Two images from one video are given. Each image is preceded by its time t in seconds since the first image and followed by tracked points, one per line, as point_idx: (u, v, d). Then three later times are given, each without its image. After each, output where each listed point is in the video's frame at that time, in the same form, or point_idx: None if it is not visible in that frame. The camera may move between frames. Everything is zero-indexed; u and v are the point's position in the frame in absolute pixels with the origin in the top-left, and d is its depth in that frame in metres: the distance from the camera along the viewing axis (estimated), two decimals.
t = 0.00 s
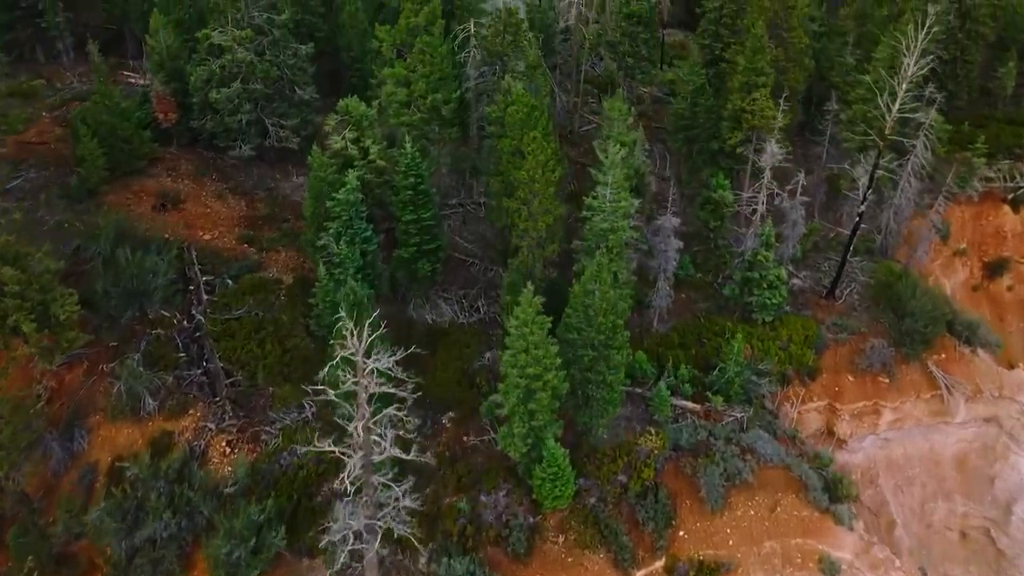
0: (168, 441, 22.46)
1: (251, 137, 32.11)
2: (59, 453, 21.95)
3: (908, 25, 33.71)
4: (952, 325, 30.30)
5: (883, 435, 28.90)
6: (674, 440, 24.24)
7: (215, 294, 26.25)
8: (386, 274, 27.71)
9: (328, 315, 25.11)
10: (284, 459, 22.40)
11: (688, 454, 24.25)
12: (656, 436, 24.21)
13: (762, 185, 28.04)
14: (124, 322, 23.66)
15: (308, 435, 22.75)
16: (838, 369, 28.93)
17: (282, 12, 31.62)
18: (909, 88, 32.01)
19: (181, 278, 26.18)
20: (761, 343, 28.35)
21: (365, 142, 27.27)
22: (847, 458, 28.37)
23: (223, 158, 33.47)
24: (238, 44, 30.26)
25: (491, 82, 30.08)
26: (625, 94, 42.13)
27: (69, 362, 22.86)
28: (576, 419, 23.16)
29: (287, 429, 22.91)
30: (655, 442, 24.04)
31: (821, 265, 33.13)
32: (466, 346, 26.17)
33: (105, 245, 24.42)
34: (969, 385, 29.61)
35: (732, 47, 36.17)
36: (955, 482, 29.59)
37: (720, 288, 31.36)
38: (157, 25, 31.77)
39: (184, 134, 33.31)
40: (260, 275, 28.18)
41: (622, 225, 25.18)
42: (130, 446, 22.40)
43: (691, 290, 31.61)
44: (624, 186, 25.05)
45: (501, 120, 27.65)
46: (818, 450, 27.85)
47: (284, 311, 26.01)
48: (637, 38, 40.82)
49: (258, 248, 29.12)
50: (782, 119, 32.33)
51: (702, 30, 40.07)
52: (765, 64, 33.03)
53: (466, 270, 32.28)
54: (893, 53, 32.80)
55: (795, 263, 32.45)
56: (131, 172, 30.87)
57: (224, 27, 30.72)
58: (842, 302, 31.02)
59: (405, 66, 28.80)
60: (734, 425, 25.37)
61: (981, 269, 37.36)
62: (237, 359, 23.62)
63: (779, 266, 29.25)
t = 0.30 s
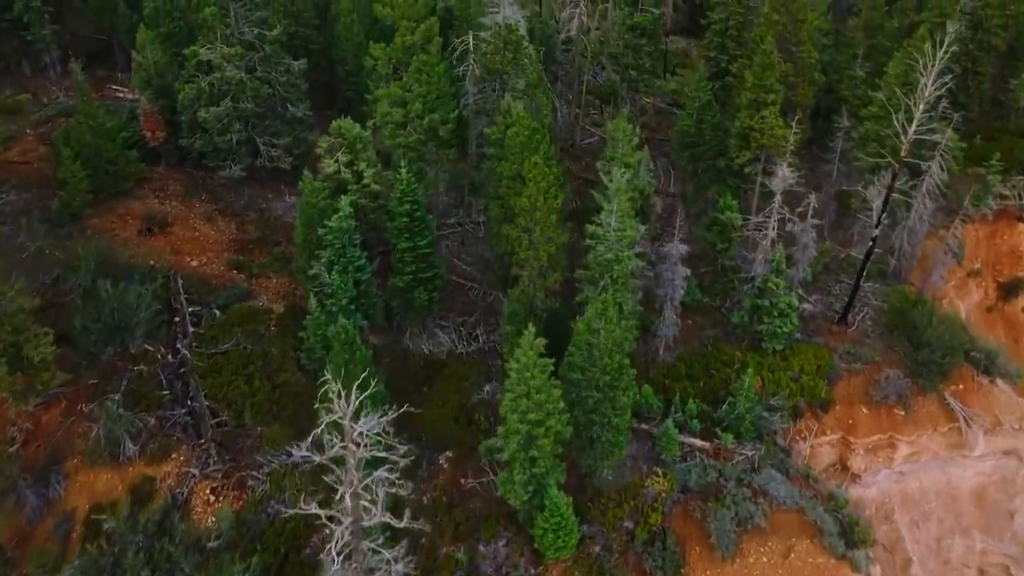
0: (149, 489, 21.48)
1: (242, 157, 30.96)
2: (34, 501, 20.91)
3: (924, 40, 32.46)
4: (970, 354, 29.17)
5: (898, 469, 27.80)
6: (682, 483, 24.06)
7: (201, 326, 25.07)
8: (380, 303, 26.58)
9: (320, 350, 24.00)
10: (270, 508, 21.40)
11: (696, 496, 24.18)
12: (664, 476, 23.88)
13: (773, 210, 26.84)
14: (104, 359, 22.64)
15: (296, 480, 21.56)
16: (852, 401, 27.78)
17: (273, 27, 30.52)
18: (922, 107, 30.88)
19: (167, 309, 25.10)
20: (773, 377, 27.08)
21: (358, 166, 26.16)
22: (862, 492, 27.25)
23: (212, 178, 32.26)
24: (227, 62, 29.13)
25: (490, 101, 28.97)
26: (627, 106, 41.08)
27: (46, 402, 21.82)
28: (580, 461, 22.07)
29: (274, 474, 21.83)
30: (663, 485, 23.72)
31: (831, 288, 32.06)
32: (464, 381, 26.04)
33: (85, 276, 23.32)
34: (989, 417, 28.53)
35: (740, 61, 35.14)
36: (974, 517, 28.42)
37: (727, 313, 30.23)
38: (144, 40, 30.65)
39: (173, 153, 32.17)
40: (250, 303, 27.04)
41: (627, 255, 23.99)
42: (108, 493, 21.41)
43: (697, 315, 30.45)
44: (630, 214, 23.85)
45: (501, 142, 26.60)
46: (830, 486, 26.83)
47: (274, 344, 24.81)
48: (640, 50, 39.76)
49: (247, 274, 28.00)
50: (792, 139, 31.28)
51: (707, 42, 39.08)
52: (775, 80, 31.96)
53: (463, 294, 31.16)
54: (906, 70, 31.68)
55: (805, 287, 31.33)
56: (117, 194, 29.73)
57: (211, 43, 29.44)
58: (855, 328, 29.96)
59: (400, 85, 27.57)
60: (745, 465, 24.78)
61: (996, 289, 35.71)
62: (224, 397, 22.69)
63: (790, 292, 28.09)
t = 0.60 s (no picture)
0: (125, 554, 20.70)
1: (230, 185, 29.63)
2: (3, 565, 20.17)
3: (942, 62, 30.96)
4: (993, 393, 28.05)
5: (917, 514, 26.67)
6: (694, 541, 23.76)
7: (185, 370, 23.84)
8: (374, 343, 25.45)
9: (311, 396, 22.86)
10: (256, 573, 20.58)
11: (707, 555, 23.85)
12: (674, 534, 23.34)
13: (786, 246, 25.50)
14: (80, 412, 21.73)
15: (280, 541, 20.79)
16: (869, 444, 26.67)
17: (264, 50, 29.31)
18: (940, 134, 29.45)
19: (149, 352, 23.59)
20: (786, 419, 25.95)
21: (351, 200, 24.83)
22: (879, 538, 26.37)
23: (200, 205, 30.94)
24: (214, 89, 27.89)
25: (489, 128, 27.73)
26: (631, 124, 39.87)
27: (20, 458, 21.12)
28: (585, 518, 20.88)
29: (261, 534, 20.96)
30: (673, 542, 23.20)
31: (844, 319, 30.90)
32: (461, 425, 25.22)
33: (60, 321, 22.06)
34: (1012, 460, 27.43)
35: (748, 82, 33.84)
36: (995, 563, 27.30)
37: (737, 348, 28.92)
38: (129, 62, 29.32)
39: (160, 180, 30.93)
40: (238, 343, 25.74)
41: (634, 296, 22.67)
42: (82, 557, 20.65)
43: (706, 349, 29.16)
44: (636, 255, 22.61)
45: (502, 173, 25.55)
46: (844, 534, 25.84)
47: (262, 389, 23.66)
48: (645, 68, 38.43)
49: (235, 310, 26.71)
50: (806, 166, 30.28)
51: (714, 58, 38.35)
52: (786, 104, 30.68)
53: (462, 327, 30.05)
54: (923, 94, 30.27)
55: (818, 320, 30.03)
56: (99, 225, 28.48)
57: (198, 68, 28.10)
58: (870, 364, 28.56)
59: (394, 113, 26.14)
60: (756, 520, 24.49)
61: (1013, 318, 33.54)
62: (208, 452, 21.96)
63: (804, 330, 26.73)
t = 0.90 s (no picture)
0: None
1: (220, 213, 28.57)
2: None
3: (958, 86, 29.81)
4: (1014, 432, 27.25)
5: (934, 559, 26.18)
6: None
7: (170, 414, 22.91)
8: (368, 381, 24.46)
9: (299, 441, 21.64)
10: None
11: None
12: None
13: (797, 281, 24.43)
14: (57, 462, 20.67)
15: None
16: (886, 486, 25.89)
17: (254, 73, 28.19)
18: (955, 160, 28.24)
19: (133, 393, 22.67)
20: (800, 458, 25.24)
21: (344, 234, 23.78)
22: None
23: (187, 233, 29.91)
24: (203, 115, 26.72)
25: (489, 155, 26.62)
26: (634, 142, 38.87)
27: None
28: None
29: None
30: None
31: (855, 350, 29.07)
32: (460, 468, 24.71)
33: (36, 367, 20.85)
34: None
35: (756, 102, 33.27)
36: None
37: (746, 384, 27.76)
38: (114, 86, 28.24)
39: (148, 207, 29.91)
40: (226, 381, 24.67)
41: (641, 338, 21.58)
42: None
43: (712, 383, 28.06)
44: (642, 295, 21.56)
45: (501, 205, 24.60)
46: None
47: (251, 434, 22.68)
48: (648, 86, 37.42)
49: (224, 346, 25.63)
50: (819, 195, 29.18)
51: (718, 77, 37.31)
52: (795, 128, 29.64)
53: (461, 359, 28.90)
54: (938, 118, 29.03)
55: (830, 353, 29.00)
56: (83, 256, 27.44)
57: (186, 93, 27.01)
58: (883, 400, 27.64)
59: (390, 142, 25.13)
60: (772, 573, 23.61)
61: None
62: (194, 505, 21.17)
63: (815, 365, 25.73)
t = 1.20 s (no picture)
0: None
1: (207, 249, 27.32)
2: None
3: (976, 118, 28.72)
4: None
5: None
6: None
7: (151, 471, 21.94)
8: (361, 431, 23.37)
9: (291, 503, 20.57)
10: None
11: None
12: None
13: (812, 327, 23.19)
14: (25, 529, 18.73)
15: None
16: (905, 540, 24.89)
17: (243, 102, 26.99)
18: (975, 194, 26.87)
19: (112, 449, 21.53)
20: (814, 511, 24.30)
21: (336, 277, 22.53)
22: None
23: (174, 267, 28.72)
24: (189, 149, 25.43)
25: (488, 190, 25.48)
26: (637, 164, 37.79)
27: None
28: None
29: None
30: None
31: (869, 389, 27.75)
32: (458, 523, 23.65)
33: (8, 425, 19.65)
34: None
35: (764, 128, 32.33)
36: None
37: (756, 428, 26.59)
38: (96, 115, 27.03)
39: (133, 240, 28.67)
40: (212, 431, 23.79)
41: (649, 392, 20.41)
42: None
43: (722, 426, 26.89)
44: (650, 348, 20.35)
45: (501, 246, 23.51)
46: None
47: (237, 492, 21.74)
48: (652, 108, 36.38)
49: (210, 393, 24.71)
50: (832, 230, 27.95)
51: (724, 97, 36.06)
52: (808, 159, 28.38)
53: (459, 401, 27.69)
54: (957, 149, 27.62)
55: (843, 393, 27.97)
56: (65, 295, 26.30)
57: (171, 125, 25.69)
58: (900, 444, 26.75)
59: (384, 179, 23.75)
60: None
61: None
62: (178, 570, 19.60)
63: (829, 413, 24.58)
